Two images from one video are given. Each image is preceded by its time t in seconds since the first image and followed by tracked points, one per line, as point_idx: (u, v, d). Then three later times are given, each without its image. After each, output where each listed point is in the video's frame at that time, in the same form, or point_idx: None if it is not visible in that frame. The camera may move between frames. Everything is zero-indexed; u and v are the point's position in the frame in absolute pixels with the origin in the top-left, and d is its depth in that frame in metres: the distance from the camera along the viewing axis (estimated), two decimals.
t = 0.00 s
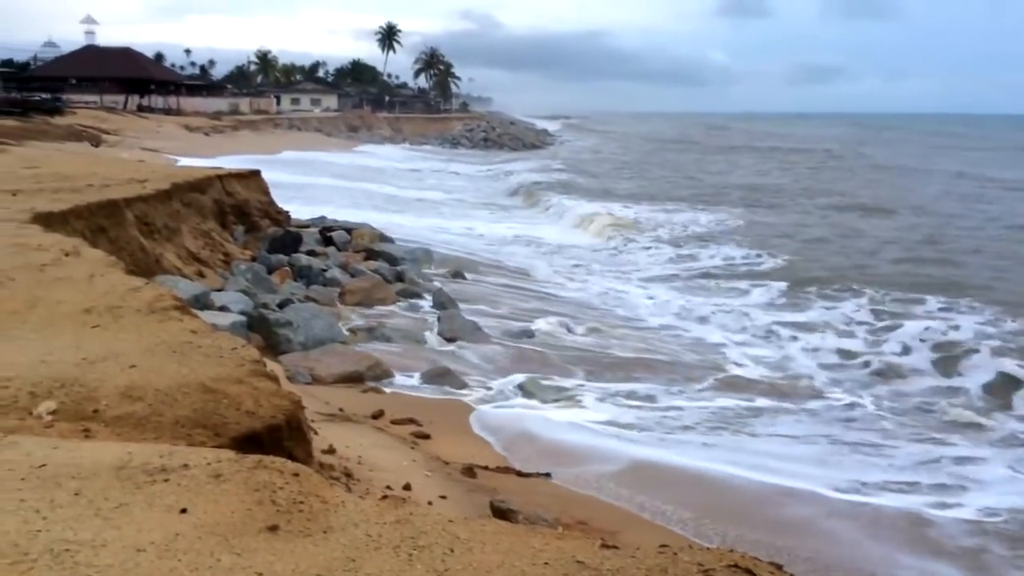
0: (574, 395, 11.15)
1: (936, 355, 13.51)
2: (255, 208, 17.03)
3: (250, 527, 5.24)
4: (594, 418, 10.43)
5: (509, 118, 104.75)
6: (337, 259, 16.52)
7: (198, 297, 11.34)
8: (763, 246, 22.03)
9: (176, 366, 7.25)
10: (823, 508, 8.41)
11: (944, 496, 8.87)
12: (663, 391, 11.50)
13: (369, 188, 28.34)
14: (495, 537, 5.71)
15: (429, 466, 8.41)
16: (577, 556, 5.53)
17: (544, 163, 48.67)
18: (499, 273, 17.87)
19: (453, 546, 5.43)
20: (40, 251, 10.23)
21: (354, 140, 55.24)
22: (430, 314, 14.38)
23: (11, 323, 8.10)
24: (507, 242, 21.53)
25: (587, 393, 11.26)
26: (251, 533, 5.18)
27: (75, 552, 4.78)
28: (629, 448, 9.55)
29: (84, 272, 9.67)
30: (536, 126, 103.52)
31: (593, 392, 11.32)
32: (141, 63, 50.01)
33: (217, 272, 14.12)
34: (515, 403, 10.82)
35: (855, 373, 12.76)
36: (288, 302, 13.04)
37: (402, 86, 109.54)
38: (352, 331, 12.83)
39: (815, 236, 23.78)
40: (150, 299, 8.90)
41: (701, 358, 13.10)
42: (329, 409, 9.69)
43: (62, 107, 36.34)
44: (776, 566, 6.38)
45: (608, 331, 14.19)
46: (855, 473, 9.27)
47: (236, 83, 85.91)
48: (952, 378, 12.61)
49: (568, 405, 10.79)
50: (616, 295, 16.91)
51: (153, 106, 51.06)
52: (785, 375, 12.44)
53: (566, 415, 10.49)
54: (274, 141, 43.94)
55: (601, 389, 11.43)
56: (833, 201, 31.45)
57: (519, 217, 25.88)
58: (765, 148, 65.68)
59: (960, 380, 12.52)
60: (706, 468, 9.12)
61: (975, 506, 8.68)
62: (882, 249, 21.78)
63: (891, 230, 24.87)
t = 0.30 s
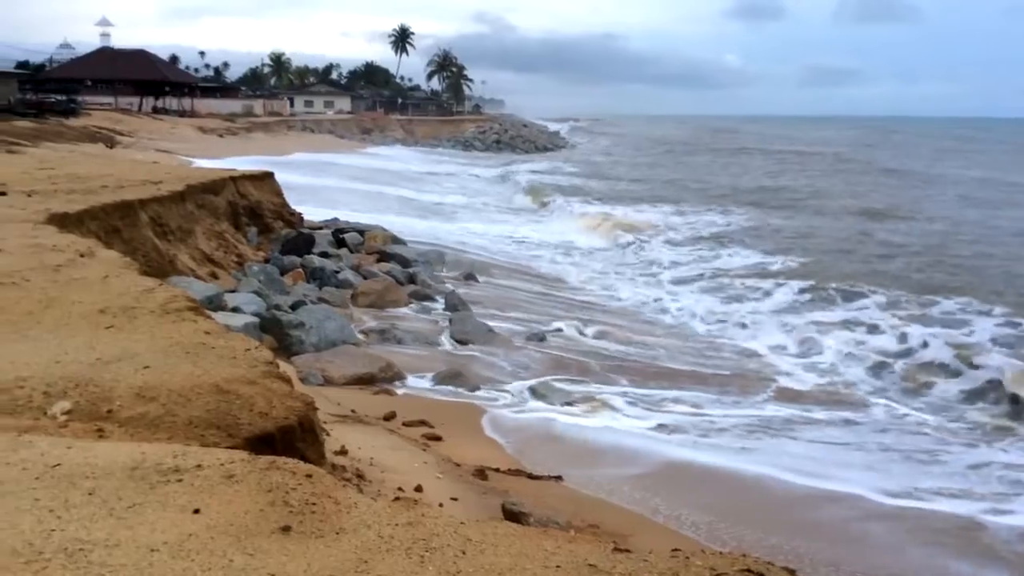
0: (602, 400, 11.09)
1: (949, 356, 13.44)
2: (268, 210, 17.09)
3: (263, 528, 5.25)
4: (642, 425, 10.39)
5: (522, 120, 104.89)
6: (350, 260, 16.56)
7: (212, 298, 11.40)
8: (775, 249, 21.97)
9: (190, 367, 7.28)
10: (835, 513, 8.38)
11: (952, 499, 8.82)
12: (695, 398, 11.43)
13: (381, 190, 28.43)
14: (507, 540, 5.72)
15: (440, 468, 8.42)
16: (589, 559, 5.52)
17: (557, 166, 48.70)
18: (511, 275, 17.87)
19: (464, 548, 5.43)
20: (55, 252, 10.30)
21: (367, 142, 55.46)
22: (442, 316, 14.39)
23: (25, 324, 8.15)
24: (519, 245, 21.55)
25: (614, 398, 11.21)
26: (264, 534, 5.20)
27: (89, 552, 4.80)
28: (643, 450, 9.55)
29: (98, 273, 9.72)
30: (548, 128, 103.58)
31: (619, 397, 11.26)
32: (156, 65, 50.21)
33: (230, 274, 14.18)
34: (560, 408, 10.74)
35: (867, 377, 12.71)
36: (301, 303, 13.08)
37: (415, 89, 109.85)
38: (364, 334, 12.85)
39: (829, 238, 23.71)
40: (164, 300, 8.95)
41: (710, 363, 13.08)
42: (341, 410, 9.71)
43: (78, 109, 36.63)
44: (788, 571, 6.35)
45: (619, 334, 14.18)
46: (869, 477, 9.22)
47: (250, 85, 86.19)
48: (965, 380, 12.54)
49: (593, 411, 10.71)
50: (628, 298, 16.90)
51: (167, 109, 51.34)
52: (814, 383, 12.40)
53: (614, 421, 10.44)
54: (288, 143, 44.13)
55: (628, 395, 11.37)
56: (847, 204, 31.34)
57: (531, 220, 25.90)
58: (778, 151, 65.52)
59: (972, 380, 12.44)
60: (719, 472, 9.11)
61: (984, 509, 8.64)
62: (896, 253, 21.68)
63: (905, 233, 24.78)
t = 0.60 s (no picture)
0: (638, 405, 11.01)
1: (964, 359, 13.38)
2: (280, 212, 17.15)
3: (275, 530, 5.26)
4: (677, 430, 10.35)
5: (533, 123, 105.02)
6: (362, 263, 16.59)
7: (224, 300, 11.44)
8: (787, 251, 21.93)
9: (202, 369, 7.30)
10: (848, 519, 8.35)
11: (969, 504, 8.74)
12: (720, 402, 11.40)
13: (393, 192, 28.51)
14: (518, 543, 5.72)
15: (451, 470, 8.43)
16: (600, 562, 5.52)
17: (568, 168, 48.73)
18: (521, 277, 17.87)
19: (476, 551, 5.43)
20: (70, 253, 10.36)
21: (378, 145, 55.65)
22: (453, 319, 14.40)
23: (40, 325, 8.21)
24: (530, 247, 21.58)
25: (651, 404, 11.14)
26: (276, 536, 5.21)
27: (102, 553, 4.83)
28: (656, 454, 9.55)
29: (112, 274, 9.77)
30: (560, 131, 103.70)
31: (655, 403, 11.19)
32: (170, 68, 50.48)
33: (243, 276, 14.23)
34: (599, 414, 10.66)
35: (881, 381, 12.67)
36: (313, 305, 13.10)
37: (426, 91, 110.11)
38: (375, 336, 12.87)
39: (840, 241, 23.65)
40: (177, 301, 8.98)
41: (724, 364, 13.07)
42: (353, 412, 9.72)
43: (92, 111, 36.86)
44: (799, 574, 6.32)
45: (631, 336, 14.17)
46: (884, 481, 9.17)
47: (263, 88, 86.56)
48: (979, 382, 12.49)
49: (628, 417, 10.63)
50: (638, 300, 16.88)
51: (181, 111, 51.62)
52: (840, 387, 12.34)
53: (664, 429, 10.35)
54: (299, 145, 44.31)
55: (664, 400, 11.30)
56: (859, 207, 31.26)
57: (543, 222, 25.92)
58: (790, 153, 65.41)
59: (985, 386, 12.38)
60: (731, 477, 9.09)
61: (996, 512, 8.58)
62: (909, 256, 21.61)
63: (918, 236, 24.70)
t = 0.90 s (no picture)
0: (679, 414, 10.95)
1: (979, 366, 13.32)
2: (293, 216, 17.22)
3: (288, 533, 5.28)
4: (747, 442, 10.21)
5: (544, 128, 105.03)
6: (373, 267, 16.63)
7: (237, 304, 11.48)
8: (800, 257, 21.85)
9: (215, 372, 7.33)
10: (861, 527, 8.32)
11: (984, 512, 8.69)
12: (732, 408, 11.37)
13: (405, 196, 28.55)
14: (530, 549, 5.71)
15: (462, 475, 8.43)
16: (612, 569, 5.51)
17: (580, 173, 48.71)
18: (532, 283, 17.87)
19: (488, 556, 5.44)
20: (84, 257, 10.41)
21: (390, 149, 55.73)
22: (464, 324, 14.41)
23: (55, 327, 8.26)
24: (542, 252, 21.58)
25: (694, 413, 11.08)
26: (288, 539, 5.22)
27: (116, 555, 4.85)
28: (668, 461, 9.53)
29: (127, 278, 9.82)
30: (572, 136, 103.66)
31: (699, 412, 11.12)
32: (184, 72, 50.68)
33: (256, 280, 14.29)
34: (637, 424, 10.58)
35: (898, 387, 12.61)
36: (325, 310, 13.14)
37: (438, 96, 110.33)
38: (387, 340, 12.90)
39: (853, 247, 23.56)
40: (191, 305, 9.03)
41: (736, 371, 13.03)
42: (364, 417, 9.74)
43: (106, 115, 37.02)
44: None
45: (643, 342, 14.16)
46: (899, 488, 9.13)
47: (276, 93, 86.83)
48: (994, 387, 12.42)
49: (666, 425, 10.57)
50: (651, 307, 16.86)
51: (194, 116, 51.85)
52: (856, 395, 12.29)
53: (715, 440, 10.22)
54: (311, 149, 44.42)
55: (707, 409, 11.25)
56: (872, 213, 31.16)
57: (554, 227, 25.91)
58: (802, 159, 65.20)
59: (997, 386, 12.30)
60: (743, 484, 9.06)
61: (1009, 522, 8.52)
62: (923, 262, 21.51)
63: (931, 242, 24.61)
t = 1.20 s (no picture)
0: (722, 422, 10.99)
1: (991, 374, 13.25)
2: (307, 221, 17.28)
3: (301, 538, 5.29)
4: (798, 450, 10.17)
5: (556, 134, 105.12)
6: (386, 272, 16.66)
7: (250, 309, 11.53)
8: (812, 263, 21.78)
9: (229, 377, 7.36)
10: (874, 534, 8.28)
11: (999, 519, 8.63)
12: (744, 414, 11.33)
13: (417, 202, 28.61)
14: (543, 555, 5.71)
15: (475, 481, 8.43)
16: None
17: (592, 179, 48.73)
18: (544, 289, 17.86)
19: (501, 562, 5.44)
20: (99, 262, 10.47)
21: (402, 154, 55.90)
22: (477, 329, 14.42)
23: (70, 332, 8.31)
24: (554, 258, 21.58)
25: (737, 420, 11.11)
26: (302, 544, 5.23)
27: (131, 559, 4.87)
28: (682, 468, 9.49)
29: (141, 283, 9.87)
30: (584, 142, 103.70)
31: (743, 420, 11.13)
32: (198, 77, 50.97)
33: (269, 285, 14.34)
34: (680, 431, 10.55)
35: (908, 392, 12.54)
36: (338, 315, 13.17)
37: (451, 101, 110.52)
38: (400, 346, 12.92)
39: (866, 253, 23.48)
40: (205, 310, 9.06)
41: (746, 378, 13.00)
42: (377, 422, 9.74)
43: (121, 120, 37.26)
44: None
45: (653, 348, 14.14)
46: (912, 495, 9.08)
47: (290, 98, 87.26)
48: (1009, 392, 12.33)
49: (710, 434, 10.55)
50: (661, 313, 16.84)
51: (208, 122, 52.12)
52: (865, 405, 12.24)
53: (759, 450, 10.14)
54: (325, 155, 44.59)
55: (753, 418, 11.24)
56: (886, 219, 31.04)
57: (566, 232, 25.91)
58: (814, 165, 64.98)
59: (1010, 393, 12.21)
60: (758, 490, 9.03)
61: None
62: (936, 269, 21.40)
63: (945, 249, 24.50)
